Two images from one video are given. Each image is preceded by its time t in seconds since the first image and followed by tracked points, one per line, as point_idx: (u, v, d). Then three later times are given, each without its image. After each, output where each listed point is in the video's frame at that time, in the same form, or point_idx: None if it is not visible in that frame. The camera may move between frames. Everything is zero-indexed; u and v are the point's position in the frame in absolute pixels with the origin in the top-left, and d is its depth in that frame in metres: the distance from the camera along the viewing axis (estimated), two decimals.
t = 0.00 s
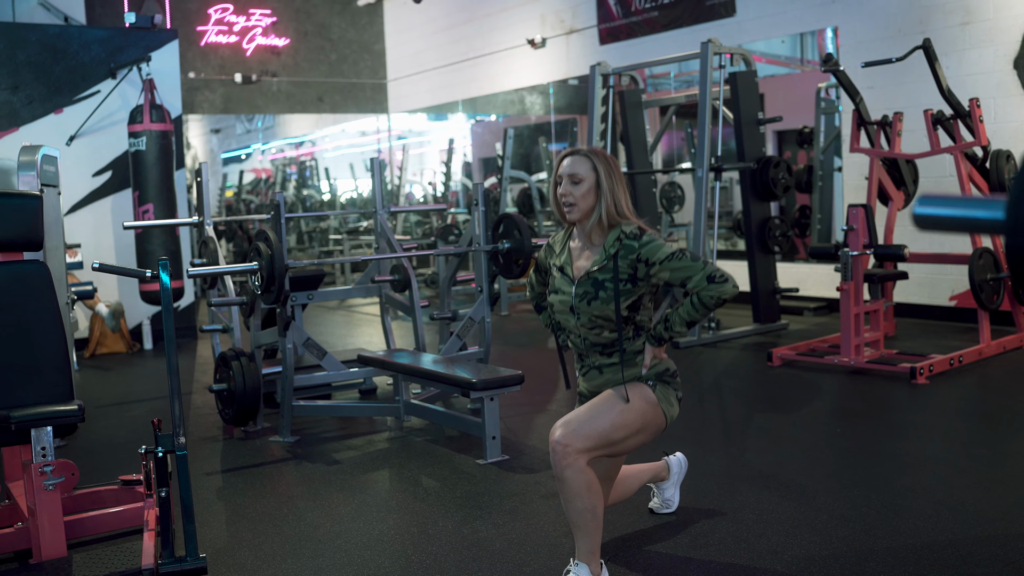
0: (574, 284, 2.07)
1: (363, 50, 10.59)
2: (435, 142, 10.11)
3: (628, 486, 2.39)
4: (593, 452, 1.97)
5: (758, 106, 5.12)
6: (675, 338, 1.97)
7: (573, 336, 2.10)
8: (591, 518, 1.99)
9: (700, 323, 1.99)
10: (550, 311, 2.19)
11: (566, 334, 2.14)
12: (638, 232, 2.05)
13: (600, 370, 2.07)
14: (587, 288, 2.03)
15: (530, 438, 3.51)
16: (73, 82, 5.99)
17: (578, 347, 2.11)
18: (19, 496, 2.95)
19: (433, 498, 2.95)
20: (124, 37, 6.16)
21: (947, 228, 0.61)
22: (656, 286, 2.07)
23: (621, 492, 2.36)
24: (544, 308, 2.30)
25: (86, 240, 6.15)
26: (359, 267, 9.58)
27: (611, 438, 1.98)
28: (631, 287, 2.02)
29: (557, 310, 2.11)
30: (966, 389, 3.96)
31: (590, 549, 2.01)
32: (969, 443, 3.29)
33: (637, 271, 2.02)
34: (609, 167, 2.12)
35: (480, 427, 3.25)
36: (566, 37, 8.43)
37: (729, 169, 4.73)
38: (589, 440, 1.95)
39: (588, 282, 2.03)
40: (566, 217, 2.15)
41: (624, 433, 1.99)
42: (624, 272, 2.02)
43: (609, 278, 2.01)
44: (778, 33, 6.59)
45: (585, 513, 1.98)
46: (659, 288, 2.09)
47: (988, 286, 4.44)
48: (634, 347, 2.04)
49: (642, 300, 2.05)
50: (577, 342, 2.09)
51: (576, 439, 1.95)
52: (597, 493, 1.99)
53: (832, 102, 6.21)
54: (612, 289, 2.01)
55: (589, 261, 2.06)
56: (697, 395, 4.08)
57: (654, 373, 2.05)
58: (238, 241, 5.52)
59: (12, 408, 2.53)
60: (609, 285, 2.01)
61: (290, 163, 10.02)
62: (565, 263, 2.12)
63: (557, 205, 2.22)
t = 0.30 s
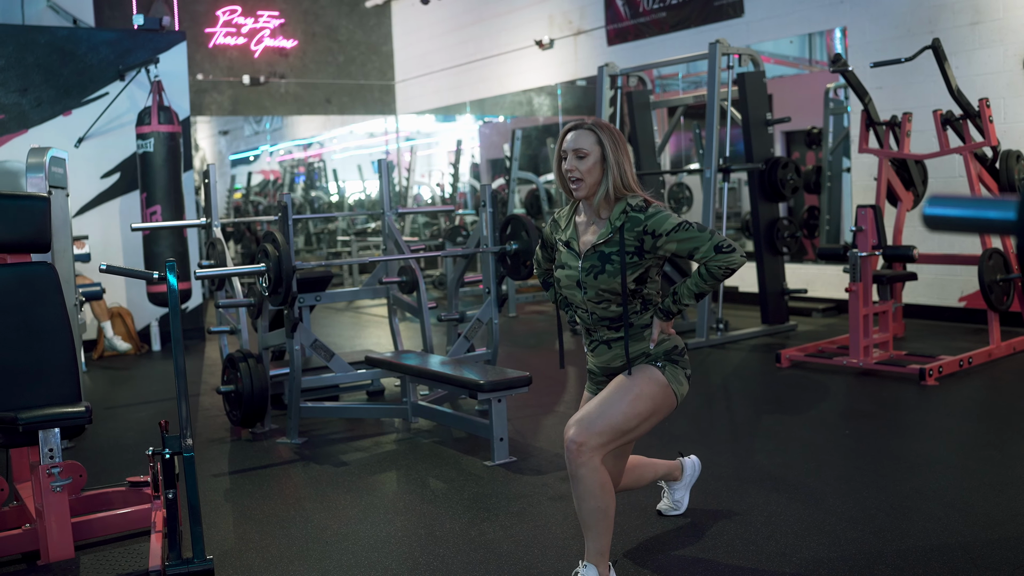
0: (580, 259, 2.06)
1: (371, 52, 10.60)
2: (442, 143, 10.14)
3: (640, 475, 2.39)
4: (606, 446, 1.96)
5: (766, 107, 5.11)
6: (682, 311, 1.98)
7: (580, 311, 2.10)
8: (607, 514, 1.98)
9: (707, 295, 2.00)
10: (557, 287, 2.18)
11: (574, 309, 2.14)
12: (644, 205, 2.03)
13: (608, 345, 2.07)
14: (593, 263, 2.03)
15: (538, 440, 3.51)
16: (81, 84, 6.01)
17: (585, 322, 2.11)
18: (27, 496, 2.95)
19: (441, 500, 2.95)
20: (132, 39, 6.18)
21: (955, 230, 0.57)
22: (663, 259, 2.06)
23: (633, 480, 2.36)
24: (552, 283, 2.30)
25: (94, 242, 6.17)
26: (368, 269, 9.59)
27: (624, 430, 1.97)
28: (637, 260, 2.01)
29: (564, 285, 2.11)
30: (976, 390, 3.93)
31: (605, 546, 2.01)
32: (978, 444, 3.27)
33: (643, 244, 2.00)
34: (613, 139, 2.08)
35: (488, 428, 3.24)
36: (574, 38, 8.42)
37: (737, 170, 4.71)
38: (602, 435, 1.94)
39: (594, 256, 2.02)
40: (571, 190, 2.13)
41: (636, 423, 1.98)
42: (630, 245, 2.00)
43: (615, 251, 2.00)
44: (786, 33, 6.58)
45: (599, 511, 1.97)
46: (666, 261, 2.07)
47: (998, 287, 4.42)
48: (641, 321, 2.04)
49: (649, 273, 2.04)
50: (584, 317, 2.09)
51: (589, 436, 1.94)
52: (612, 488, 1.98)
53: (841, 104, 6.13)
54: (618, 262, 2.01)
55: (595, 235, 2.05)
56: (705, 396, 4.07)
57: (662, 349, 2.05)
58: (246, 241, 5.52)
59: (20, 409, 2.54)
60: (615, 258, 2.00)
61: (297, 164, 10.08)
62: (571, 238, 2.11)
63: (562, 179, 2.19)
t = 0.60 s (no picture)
0: (585, 307, 2.04)
1: (373, 52, 10.61)
2: (445, 143, 10.15)
3: (636, 499, 2.37)
4: (602, 462, 1.96)
5: (769, 107, 5.10)
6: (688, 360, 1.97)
7: (584, 359, 2.08)
8: (596, 528, 1.98)
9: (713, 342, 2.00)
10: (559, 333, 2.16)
11: (577, 355, 2.12)
12: (651, 253, 2.02)
13: (612, 392, 2.06)
14: (599, 311, 2.00)
15: (540, 441, 3.50)
16: (84, 85, 6.02)
17: (589, 369, 2.09)
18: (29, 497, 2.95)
19: (442, 501, 2.95)
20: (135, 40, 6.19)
21: (968, 233, 0.52)
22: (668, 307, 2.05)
23: (630, 507, 2.34)
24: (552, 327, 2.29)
25: (97, 242, 6.18)
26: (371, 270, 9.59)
27: (620, 451, 1.96)
28: (644, 308, 2.00)
29: (568, 332, 2.09)
30: (980, 392, 3.92)
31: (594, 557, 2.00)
32: (982, 446, 3.26)
33: (651, 293, 1.99)
34: (617, 187, 2.08)
35: (489, 429, 3.24)
36: (576, 39, 8.39)
37: (740, 170, 4.70)
38: (599, 450, 1.94)
39: (601, 304, 2.00)
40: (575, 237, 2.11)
41: (632, 448, 1.97)
42: (638, 293, 1.99)
43: (622, 300, 1.98)
44: (789, 33, 6.56)
45: (593, 519, 1.97)
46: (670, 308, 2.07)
47: (1002, 288, 4.40)
48: (647, 369, 2.04)
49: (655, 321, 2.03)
50: (588, 364, 2.08)
51: (585, 448, 1.94)
52: (603, 504, 1.98)
53: (844, 103, 6.16)
54: (625, 311, 1.99)
55: (601, 283, 2.03)
56: (707, 397, 4.06)
57: (666, 394, 2.05)
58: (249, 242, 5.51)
59: (22, 410, 2.55)
60: (622, 307, 1.98)
61: (301, 165, 10.07)
62: (575, 285, 2.09)
63: (565, 224, 2.18)
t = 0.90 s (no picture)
0: (590, 314, 2.03)
1: (387, 48, 10.75)
2: (458, 139, 9.39)
3: (652, 497, 2.34)
4: (613, 465, 1.95)
5: (783, 102, 5.06)
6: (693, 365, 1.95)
7: (591, 365, 2.07)
8: (606, 533, 1.97)
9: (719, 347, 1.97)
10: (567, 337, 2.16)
11: (585, 360, 2.12)
12: (653, 258, 1.99)
13: (619, 397, 2.05)
14: (603, 319, 1.98)
15: (554, 438, 3.49)
16: (99, 83, 6.04)
17: (597, 374, 2.09)
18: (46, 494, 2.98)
19: (456, 498, 2.94)
20: (148, 37, 6.20)
21: (980, 229, 0.57)
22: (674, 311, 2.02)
23: (645, 506, 2.31)
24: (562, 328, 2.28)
25: (111, 239, 6.20)
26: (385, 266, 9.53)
27: (631, 453, 1.96)
28: (648, 315, 1.97)
29: (574, 337, 2.08)
30: (997, 388, 3.88)
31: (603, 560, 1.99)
32: (999, 443, 3.23)
33: (654, 300, 1.96)
34: (619, 190, 2.06)
35: (503, 426, 3.23)
36: (590, 34, 8.41)
37: (754, 166, 4.67)
38: (609, 453, 1.93)
39: (604, 312, 1.98)
40: (578, 241, 2.09)
41: (643, 450, 1.97)
42: (640, 301, 1.95)
43: (625, 308, 1.96)
44: (803, 28, 6.53)
45: (605, 521, 1.96)
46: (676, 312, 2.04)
47: (1019, 284, 4.35)
48: (654, 373, 2.03)
49: (659, 327, 2.01)
50: (595, 370, 2.07)
51: (596, 451, 1.93)
52: (614, 507, 1.97)
53: (858, 97, 6.07)
54: (628, 319, 1.96)
55: (605, 289, 2.01)
56: (721, 393, 4.05)
57: (675, 397, 2.05)
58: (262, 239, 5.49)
59: (38, 408, 2.57)
60: (626, 315, 1.96)
61: (314, 161, 9.52)
62: (580, 290, 2.08)
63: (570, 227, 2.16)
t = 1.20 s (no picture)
0: (577, 239, 1.91)
1: (400, 47, 10.67)
2: (471, 139, 10.08)
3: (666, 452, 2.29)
4: (621, 453, 1.87)
5: (798, 102, 5.04)
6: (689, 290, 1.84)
7: (582, 293, 1.97)
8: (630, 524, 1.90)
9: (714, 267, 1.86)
10: (555, 266, 2.04)
11: (576, 289, 2.01)
12: (640, 176, 1.85)
13: (614, 327, 1.95)
14: (590, 244, 1.87)
15: (567, 438, 3.49)
16: (114, 82, 6.06)
17: (589, 303, 1.98)
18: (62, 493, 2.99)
19: (470, 498, 2.94)
20: (163, 37, 6.22)
21: (996, 230, 0.68)
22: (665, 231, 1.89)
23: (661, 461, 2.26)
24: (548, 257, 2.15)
25: (127, 239, 6.22)
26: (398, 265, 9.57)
27: (636, 430, 1.87)
28: (637, 238, 1.85)
29: (563, 266, 1.97)
30: (1013, 391, 3.86)
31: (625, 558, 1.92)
32: (1016, 446, 3.20)
33: (643, 220, 1.84)
34: (602, 104, 1.88)
35: (517, 427, 3.22)
36: (604, 33, 8.37)
37: (768, 166, 4.66)
38: (614, 442, 1.84)
39: (592, 237, 1.86)
40: (559, 164, 1.94)
41: (647, 421, 1.89)
42: (629, 223, 1.83)
43: (613, 231, 1.84)
44: (818, 27, 6.50)
45: (620, 521, 1.88)
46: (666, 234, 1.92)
47: None
48: (646, 299, 1.91)
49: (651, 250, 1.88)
50: (587, 299, 1.97)
51: (601, 446, 1.85)
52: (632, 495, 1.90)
53: (874, 98, 5.94)
54: (617, 243, 1.85)
55: (591, 213, 1.88)
56: (735, 394, 4.03)
57: (669, 326, 1.92)
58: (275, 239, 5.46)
59: (55, 407, 2.58)
60: (615, 239, 1.85)
61: (327, 160, 9.83)
62: (564, 216, 1.94)
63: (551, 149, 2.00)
